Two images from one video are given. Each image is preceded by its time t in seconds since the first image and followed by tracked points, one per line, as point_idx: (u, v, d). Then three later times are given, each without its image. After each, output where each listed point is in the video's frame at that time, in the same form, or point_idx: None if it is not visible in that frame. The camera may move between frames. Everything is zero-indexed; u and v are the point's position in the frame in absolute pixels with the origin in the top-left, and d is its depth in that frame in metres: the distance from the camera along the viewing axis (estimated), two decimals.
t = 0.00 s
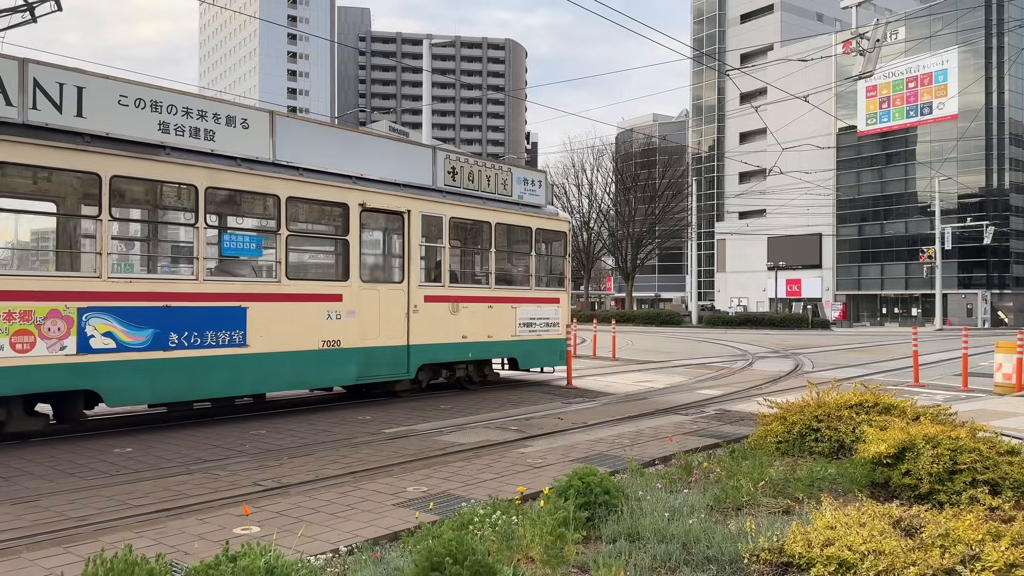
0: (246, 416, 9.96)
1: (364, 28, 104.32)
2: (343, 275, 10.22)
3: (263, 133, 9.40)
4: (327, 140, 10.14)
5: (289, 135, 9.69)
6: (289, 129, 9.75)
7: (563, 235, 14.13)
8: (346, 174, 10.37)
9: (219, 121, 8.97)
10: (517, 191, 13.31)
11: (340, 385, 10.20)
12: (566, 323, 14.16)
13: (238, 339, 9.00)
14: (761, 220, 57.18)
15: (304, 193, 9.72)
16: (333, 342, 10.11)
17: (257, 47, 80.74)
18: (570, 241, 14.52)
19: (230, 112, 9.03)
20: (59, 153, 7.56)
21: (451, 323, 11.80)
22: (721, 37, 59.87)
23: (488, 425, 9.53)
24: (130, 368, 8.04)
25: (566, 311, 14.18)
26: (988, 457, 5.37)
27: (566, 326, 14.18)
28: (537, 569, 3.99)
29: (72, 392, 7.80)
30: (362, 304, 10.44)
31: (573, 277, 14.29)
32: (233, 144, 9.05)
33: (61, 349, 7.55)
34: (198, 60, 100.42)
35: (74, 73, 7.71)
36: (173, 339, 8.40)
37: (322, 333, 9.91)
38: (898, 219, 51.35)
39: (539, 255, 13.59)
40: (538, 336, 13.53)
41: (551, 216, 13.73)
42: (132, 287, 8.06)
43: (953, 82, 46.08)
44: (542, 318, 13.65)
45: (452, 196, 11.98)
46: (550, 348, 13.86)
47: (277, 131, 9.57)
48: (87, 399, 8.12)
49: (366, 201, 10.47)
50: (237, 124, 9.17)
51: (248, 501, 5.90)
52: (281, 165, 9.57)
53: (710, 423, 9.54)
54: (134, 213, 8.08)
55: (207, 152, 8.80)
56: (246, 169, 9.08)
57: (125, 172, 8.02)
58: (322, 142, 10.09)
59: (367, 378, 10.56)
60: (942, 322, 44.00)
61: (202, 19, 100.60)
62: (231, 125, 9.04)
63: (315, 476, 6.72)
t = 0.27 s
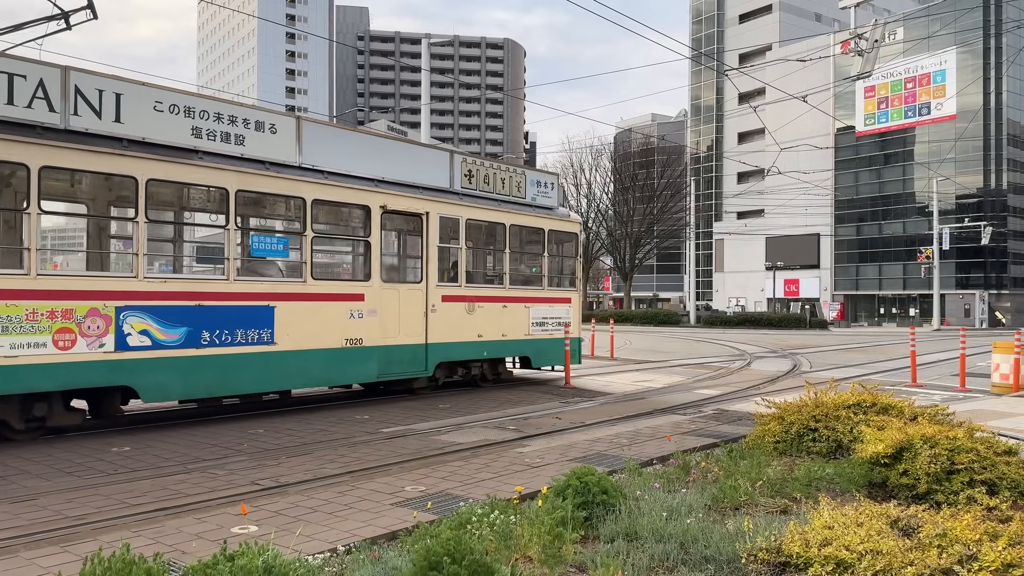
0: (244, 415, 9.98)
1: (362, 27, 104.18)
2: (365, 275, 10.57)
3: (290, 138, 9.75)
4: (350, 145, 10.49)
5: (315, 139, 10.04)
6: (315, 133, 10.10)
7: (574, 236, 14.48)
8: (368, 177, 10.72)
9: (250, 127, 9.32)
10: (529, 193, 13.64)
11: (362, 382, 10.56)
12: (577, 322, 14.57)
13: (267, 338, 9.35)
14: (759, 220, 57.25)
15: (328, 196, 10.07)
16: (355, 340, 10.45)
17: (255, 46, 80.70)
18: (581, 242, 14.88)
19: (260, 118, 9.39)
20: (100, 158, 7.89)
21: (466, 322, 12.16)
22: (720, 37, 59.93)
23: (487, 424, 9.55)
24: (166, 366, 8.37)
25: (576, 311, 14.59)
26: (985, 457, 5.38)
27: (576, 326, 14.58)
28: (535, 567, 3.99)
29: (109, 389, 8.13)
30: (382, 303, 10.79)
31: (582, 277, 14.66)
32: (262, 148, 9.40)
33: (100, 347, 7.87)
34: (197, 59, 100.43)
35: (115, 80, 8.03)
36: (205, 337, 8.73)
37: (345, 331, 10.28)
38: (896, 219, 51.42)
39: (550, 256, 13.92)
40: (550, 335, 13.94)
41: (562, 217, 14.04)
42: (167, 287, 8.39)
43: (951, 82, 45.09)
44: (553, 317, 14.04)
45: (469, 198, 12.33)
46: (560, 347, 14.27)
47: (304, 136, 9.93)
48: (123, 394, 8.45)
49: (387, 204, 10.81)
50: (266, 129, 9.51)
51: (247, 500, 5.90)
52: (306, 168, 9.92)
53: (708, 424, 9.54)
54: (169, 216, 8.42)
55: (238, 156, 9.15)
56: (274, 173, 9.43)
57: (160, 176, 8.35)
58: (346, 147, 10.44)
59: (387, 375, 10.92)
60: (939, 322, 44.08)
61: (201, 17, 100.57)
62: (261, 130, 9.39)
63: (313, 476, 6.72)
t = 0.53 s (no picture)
0: (242, 414, 9.98)
1: (361, 26, 104.05)
2: (387, 275, 10.99)
3: (316, 143, 10.21)
4: (372, 149, 10.96)
5: (339, 145, 10.51)
6: (338, 138, 10.55)
7: (585, 237, 14.93)
8: (389, 180, 11.17)
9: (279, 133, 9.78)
10: (541, 196, 14.08)
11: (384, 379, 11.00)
12: (589, 322, 14.99)
13: (295, 336, 9.79)
14: (757, 220, 57.29)
15: (352, 198, 10.50)
16: (376, 338, 10.87)
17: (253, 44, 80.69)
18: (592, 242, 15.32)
19: (288, 124, 9.85)
20: (140, 162, 8.29)
21: (483, 321, 12.60)
22: (718, 37, 59.98)
23: (485, 423, 9.55)
24: (200, 362, 8.78)
25: (588, 310, 15.01)
26: (982, 457, 5.39)
27: (589, 325, 15.01)
28: (533, 567, 4.00)
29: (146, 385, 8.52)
30: (403, 303, 11.23)
31: (594, 278, 15.09)
32: (290, 153, 9.84)
33: (139, 344, 8.27)
34: (195, 58, 100.40)
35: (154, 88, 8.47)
36: (237, 334, 9.15)
37: (368, 329, 10.71)
38: (893, 219, 51.48)
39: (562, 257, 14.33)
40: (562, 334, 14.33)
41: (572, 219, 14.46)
42: (202, 285, 8.80)
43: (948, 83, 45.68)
44: (565, 317, 14.43)
45: (484, 200, 12.78)
46: (572, 345, 14.68)
47: (330, 141, 10.39)
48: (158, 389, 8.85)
49: (407, 205, 11.24)
50: (293, 134, 9.96)
51: (245, 499, 5.90)
52: (331, 172, 10.36)
53: (706, 423, 9.54)
54: (202, 218, 8.81)
55: (268, 161, 9.60)
56: (301, 177, 9.86)
57: (196, 179, 8.75)
58: (368, 151, 10.90)
59: (408, 372, 11.35)
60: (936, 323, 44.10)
61: (199, 16, 100.54)
62: (289, 135, 9.85)
63: (311, 475, 6.71)
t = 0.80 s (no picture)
0: (241, 413, 9.98)
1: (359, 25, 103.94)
2: (409, 275, 11.32)
3: (343, 147, 10.53)
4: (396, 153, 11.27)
5: (366, 149, 10.82)
6: (366, 142, 10.87)
7: (598, 238, 15.25)
8: (412, 183, 11.49)
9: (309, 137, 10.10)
10: (557, 198, 14.37)
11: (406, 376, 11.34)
12: (600, 321, 15.30)
13: (323, 334, 10.13)
14: (755, 220, 57.34)
15: (377, 201, 10.82)
16: (399, 336, 11.21)
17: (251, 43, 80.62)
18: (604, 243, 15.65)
19: (318, 128, 10.17)
20: (179, 166, 8.62)
21: (500, 320, 12.94)
22: (717, 36, 59.99)
23: (483, 423, 9.55)
24: (235, 359, 9.13)
25: (601, 310, 15.34)
26: (980, 457, 5.40)
27: (601, 325, 15.32)
28: (531, 566, 4.00)
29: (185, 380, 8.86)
30: (424, 302, 11.57)
31: (605, 277, 15.41)
32: (319, 157, 10.16)
33: (177, 341, 8.61)
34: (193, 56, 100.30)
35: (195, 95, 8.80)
36: (270, 332, 9.49)
37: (391, 328, 11.05)
38: (891, 219, 51.53)
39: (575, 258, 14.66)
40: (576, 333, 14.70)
41: (585, 221, 14.78)
42: (236, 285, 9.13)
43: (947, 83, 45.55)
44: (578, 316, 14.77)
45: (502, 202, 13.10)
46: (584, 344, 15.02)
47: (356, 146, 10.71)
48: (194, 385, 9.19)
49: (429, 208, 11.58)
50: (323, 139, 10.28)
51: (242, 498, 5.90)
52: (358, 176, 10.69)
53: (703, 423, 9.54)
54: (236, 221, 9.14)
55: (299, 164, 9.92)
56: (329, 180, 10.18)
57: (229, 183, 9.07)
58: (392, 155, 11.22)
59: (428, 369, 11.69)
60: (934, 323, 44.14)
61: (197, 15, 100.42)
62: (319, 140, 10.16)
63: (309, 474, 6.70)
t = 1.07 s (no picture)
0: (239, 412, 9.97)
1: (358, 24, 103.80)
2: (430, 276, 11.68)
3: (369, 152, 10.89)
4: (419, 158, 11.62)
5: (391, 154, 11.18)
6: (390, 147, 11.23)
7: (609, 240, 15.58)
8: (434, 187, 11.84)
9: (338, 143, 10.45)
10: (570, 200, 14.72)
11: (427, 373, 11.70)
12: (612, 321, 15.55)
13: (350, 332, 10.49)
14: (754, 220, 57.37)
15: (400, 204, 11.19)
16: (421, 335, 11.56)
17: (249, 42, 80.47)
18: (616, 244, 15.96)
19: (346, 134, 10.52)
20: (217, 171, 8.98)
21: (516, 319, 13.29)
22: (715, 36, 59.99)
23: (482, 422, 9.54)
24: (269, 355, 9.50)
25: (613, 310, 15.64)
26: (978, 457, 5.40)
27: (613, 324, 15.56)
28: (530, 566, 4.00)
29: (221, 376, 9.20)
30: (445, 302, 11.92)
31: (617, 278, 15.71)
32: (346, 162, 10.52)
33: (216, 339, 8.97)
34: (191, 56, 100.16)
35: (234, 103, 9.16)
36: (301, 330, 9.86)
37: (414, 327, 11.41)
38: (889, 220, 51.57)
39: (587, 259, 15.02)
40: (586, 332, 14.91)
41: (597, 223, 15.12)
42: (269, 285, 9.50)
43: (944, 84, 46.93)
44: (590, 316, 15.05)
45: (519, 205, 13.44)
46: (597, 343, 15.29)
47: (382, 150, 11.06)
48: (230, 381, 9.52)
49: (449, 211, 11.94)
50: (350, 144, 10.64)
51: (240, 497, 5.89)
52: (383, 179, 11.06)
53: (702, 423, 9.55)
54: (269, 223, 9.51)
55: (328, 169, 10.28)
56: (356, 184, 10.54)
57: (263, 187, 9.44)
58: (415, 159, 11.57)
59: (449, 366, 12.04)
60: (932, 323, 44.14)
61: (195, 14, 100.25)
62: (347, 146, 10.52)
63: (306, 474, 6.69)
